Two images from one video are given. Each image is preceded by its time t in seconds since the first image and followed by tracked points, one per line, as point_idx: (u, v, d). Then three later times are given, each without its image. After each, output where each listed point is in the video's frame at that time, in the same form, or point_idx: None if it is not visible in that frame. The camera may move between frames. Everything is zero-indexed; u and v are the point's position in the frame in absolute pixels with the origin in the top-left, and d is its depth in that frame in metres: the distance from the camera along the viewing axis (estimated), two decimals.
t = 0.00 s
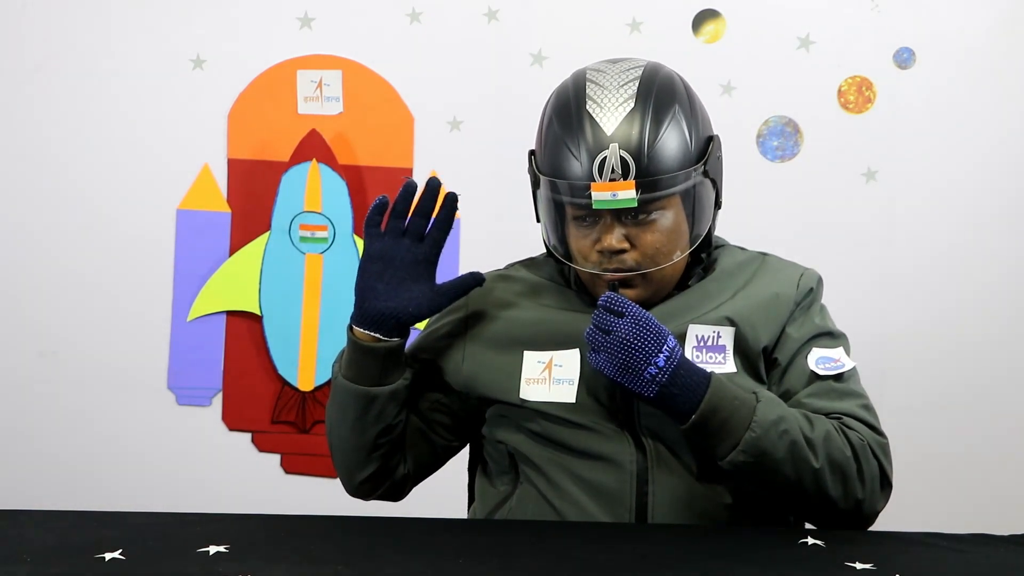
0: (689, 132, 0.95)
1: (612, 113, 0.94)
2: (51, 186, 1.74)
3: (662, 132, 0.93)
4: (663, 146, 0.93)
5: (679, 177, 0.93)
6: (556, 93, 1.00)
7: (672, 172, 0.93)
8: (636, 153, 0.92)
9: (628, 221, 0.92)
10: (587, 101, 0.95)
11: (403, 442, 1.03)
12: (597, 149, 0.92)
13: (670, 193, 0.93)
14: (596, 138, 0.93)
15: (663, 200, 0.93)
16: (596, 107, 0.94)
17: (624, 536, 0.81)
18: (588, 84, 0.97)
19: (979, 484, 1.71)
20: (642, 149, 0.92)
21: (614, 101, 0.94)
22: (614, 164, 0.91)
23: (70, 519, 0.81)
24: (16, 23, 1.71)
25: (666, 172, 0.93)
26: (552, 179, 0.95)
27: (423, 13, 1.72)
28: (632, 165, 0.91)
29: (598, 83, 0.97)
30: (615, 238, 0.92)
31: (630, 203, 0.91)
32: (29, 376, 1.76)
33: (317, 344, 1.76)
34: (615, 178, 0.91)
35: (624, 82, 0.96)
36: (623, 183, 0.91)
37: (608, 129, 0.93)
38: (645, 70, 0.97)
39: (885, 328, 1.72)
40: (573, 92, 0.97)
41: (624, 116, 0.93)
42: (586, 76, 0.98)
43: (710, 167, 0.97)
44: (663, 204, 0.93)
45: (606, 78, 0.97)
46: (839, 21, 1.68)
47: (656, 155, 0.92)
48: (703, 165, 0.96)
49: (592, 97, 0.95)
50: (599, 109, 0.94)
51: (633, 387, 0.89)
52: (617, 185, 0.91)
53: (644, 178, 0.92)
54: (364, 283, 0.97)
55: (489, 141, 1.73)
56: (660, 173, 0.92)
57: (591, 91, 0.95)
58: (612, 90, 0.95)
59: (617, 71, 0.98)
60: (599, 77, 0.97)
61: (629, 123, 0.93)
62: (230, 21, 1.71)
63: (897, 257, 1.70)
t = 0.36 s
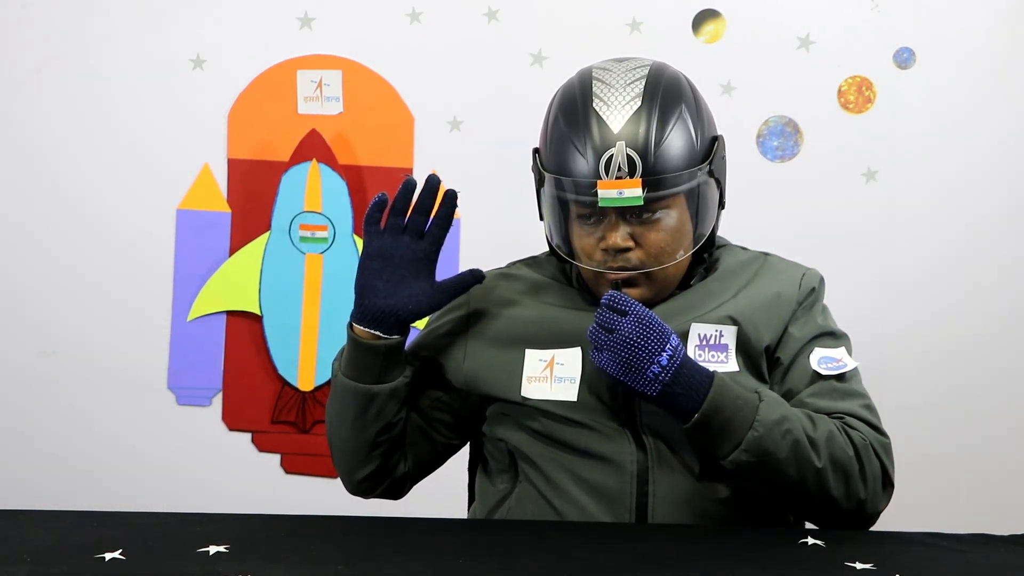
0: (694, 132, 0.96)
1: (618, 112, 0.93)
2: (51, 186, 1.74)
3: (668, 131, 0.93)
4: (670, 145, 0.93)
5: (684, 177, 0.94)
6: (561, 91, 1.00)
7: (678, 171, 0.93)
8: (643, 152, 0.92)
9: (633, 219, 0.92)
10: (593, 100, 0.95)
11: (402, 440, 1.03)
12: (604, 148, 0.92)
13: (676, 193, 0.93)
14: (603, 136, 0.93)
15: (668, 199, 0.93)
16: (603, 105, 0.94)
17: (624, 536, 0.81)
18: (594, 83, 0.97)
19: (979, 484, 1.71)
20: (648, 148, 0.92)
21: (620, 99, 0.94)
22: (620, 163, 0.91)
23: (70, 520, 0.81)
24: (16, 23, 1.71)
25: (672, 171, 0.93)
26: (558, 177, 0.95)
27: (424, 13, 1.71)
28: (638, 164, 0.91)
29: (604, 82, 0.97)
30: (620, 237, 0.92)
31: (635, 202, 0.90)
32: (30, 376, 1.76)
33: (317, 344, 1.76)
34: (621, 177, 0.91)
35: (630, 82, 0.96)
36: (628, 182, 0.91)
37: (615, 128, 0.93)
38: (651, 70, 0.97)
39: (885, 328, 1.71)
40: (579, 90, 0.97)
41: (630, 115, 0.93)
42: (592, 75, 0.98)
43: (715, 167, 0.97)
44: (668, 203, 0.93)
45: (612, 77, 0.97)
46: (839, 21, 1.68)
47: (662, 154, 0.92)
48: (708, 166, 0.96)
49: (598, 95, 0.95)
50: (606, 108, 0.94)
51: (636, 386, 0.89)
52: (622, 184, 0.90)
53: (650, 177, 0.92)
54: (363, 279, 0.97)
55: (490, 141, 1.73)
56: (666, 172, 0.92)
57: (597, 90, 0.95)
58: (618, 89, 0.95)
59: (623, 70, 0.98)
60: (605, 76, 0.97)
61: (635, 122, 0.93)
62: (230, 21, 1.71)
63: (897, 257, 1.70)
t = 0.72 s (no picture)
0: (699, 133, 0.96)
1: (624, 113, 0.93)
2: (50, 187, 1.73)
3: (673, 132, 0.93)
4: (674, 146, 0.93)
5: (689, 178, 0.94)
6: (565, 90, 1.00)
7: (682, 172, 0.93)
8: (648, 153, 0.91)
9: (637, 220, 0.92)
10: (598, 100, 0.95)
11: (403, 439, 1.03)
12: (608, 148, 0.92)
13: (679, 194, 0.93)
14: (608, 137, 0.92)
15: (672, 199, 0.93)
16: (608, 105, 0.94)
17: (623, 536, 0.81)
18: (599, 83, 0.97)
19: (979, 483, 1.71)
20: (653, 149, 0.92)
21: (625, 100, 0.94)
22: (625, 163, 0.91)
23: (70, 520, 0.81)
24: (15, 23, 1.71)
25: (676, 171, 0.93)
26: (561, 177, 0.95)
27: (424, 13, 1.71)
28: (643, 164, 0.91)
29: (608, 82, 0.96)
30: (623, 237, 0.92)
31: (640, 203, 0.90)
32: (30, 376, 1.76)
33: (317, 344, 1.76)
34: (625, 178, 0.91)
35: (635, 82, 0.96)
36: (632, 182, 0.91)
37: (619, 128, 0.92)
38: (656, 70, 0.97)
39: (885, 328, 1.71)
40: (583, 90, 0.97)
41: (635, 115, 0.93)
42: (596, 75, 0.98)
43: (719, 168, 0.97)
44: (671, 204, 0.93)
45: (616, 77, 0.97)
46: (840, 21, 1.68)
47: (666, 155, 0.92)
48: (712, 167, 0.96)
49: (603, 96, 0.95)
50: (610, 107, 0.94)
51: (637, 386, 0.89)
52: (627, 184, 0.90)
53: (654, 178, 0.92)
54: (365, 278, 0.97)
55: (490, 141, 1.73)
56: (670, 173, 0.92)
57: (602, 90, 0.95)
58: (623, 89, 0.95)
59: (627, 70, 0.98)
60: (609, 76, 0.97)
61: (640, 123, 0.92)
62: (230, 21, 1.71)
63: (897, 257, 1.70)
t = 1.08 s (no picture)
0: (700, 134, 0.96)
1: (626, 113, 0.93)
2: (51, 187, 1.73)
3: (675, 133, 0.94)
4: (675, 147, 0.93)
5: (691, 179, 0.94)
6: (566, 89, 1.00)
7: (683, 173, 0.93)
8: (650, 153, 0.92)
9: (638, 220, 0.92)
10: (600, 100, 0.95)
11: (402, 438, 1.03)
12: (611, 148, 0.92)
13: (679, 194, 0.93)
14: (610, 137, 0.92)
15: (673, 200, 0.93)
16: (610, 106, 0.94)
17: (624, 536, 0.81)
18: (601, 83, 0.97)
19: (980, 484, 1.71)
20: (655, 150, 0.92)
21: (627, 100, 0.94)
22: (627, 163, 0.91)
23: (70, 520, 0.81)
24: (15, 23, 1.71)
25: (677, 172, 0.93)
26: (562, 177, 0.95)
27: (424, 14, 1.71)
28: (645, 165, 0.91)
29: (610, 82, 0.96)
30: (625, 237, 0.92)
31: (642, 203, 0.91)
32: (31, 376, 1.76)
33: (317, 343, 1.76)
34: (627, 178, 0.91)
35: (637, 82, 0.96)
36: (635, 182, 0.91)
37: (621, 128, 0.92)
38: (658, 70, 0.97)
39: (885, 328, 1.71)
40: (585, 89, 0.97)
41: (637, 115, 0.93)
42: (598, 75, 0.98)
43: (721, 169, 0.97)
44: (672, 204, 0.93)
45: (618, 77, 0.97)
46: (840, 21, 1.68)
47: (667, 156, 0.92)
48: (713, 167, 0.96)
49: (605, 95, 0.95)
50: (612, 107, 0.94)
51: (640, 387, 0.89)
52: (629, 184, 0.91)
53: (657, 178, 0.92)
54: (364, 277, 0.97)
55: (490, 141, 1.73)
56: (672, 174, 0.93)
57: (604, 90, 0.95)
58: (625, 89, 0.95)
59: (629, 70, 0.98)
60: (611, 75, 0.97)
61: (643, 123, 0.93)
62: (230, 21, 1.71)
63: (897, 257, 1.70)
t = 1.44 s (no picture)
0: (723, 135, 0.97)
1: (655, 112, 0.93)
2: (50, 187, 1.73)
3: (701, 132, 0.94)
4: (701, 147, 0.93)
5: (716, 179, 0.94)
6: (585, 87, 1.00)
7: (708, 173, 0.94)
8: (679, 152, 0.92)
9: (660, 220, 0.92)
10: (626, 98, 0.95)
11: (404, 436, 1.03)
12: (641, 146, 0.92)
13: (701, 195, 0.93)
14: (640, 135, 0.92)
15: (695, 201, 0.93)
16: (637, 104, 0.94)
17: (624, 536, 0.81)
18: (624, 81, 0.97)
19: (979, 483, 1.72)
20: (684, 149, 0.92)
21: (655, 99, 0.94)
22: (658, 163, 0.91)
23: (69, 520, 0.81)
24: (14, 23, 1.71)
25: (702, 173, 0.93)
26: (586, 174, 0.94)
27: (424, 14, 1.71)
28: (675, 164, 0.92)
29: (633, 81, 0.96)
30: (647, 237, 0.92)
31: (673, 202, 0.91)
32: (30, 376, 1.76)
33: (317, 343, 1.76)
34: (657, 177, 0.91)
35: (661, 81, 0.96)
36: (666, 181, 0.91)
37: (648, 126, 0.92)
38: (679, 71, 0.98)
39: (885, 328, 1.71)
40: (608, 87, 0.97)
41: (665, 114, 0.93)
42: (620, 74, 0.98)
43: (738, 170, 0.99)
44: (693, 204, 0.93)
45: (640, 75, 0.97)
46: (839, 21, 1.68)
47: (694, 156, 0.93)
48: (734, 168, 0.97)
49: (631, 94, 0.95)
50: (640, 105, 0.94)
51: (656, 391, 0.90)
52: (661, 183, 0.91)
53: (685, 178, 0.92)
54: (371, 275, 0.97)
55: (489, 141, 1.73)
56: (699, 173, 0.93)
57: (629, 88, 0.95)
58: (650, 87, 0.95)
59: (650, 70, 0.98)
60: (633, 75, 0.97)
61: (671, 122, 0.93)
62: (230, 21, 1.71)
63: (896, 257, 1.70)
